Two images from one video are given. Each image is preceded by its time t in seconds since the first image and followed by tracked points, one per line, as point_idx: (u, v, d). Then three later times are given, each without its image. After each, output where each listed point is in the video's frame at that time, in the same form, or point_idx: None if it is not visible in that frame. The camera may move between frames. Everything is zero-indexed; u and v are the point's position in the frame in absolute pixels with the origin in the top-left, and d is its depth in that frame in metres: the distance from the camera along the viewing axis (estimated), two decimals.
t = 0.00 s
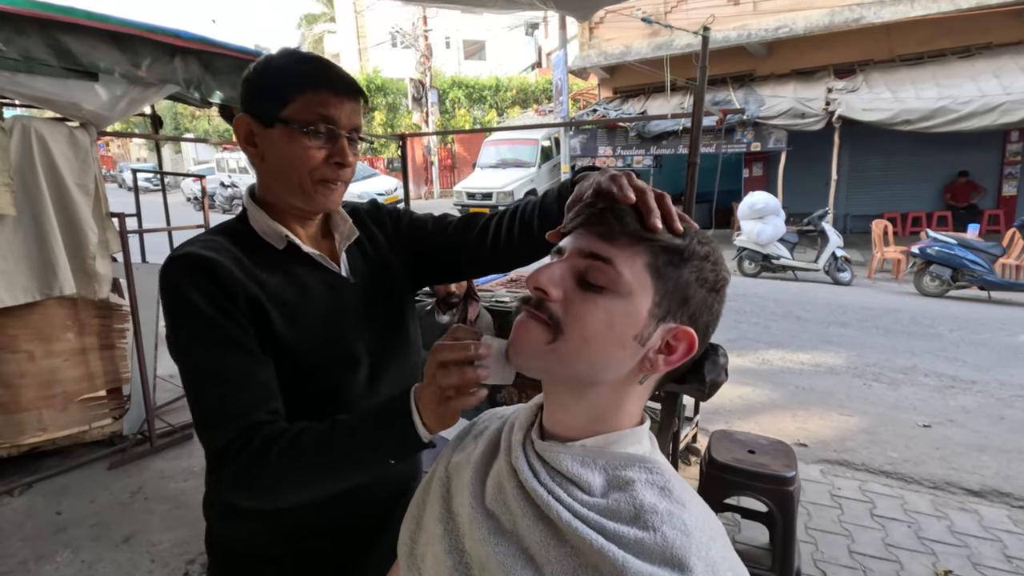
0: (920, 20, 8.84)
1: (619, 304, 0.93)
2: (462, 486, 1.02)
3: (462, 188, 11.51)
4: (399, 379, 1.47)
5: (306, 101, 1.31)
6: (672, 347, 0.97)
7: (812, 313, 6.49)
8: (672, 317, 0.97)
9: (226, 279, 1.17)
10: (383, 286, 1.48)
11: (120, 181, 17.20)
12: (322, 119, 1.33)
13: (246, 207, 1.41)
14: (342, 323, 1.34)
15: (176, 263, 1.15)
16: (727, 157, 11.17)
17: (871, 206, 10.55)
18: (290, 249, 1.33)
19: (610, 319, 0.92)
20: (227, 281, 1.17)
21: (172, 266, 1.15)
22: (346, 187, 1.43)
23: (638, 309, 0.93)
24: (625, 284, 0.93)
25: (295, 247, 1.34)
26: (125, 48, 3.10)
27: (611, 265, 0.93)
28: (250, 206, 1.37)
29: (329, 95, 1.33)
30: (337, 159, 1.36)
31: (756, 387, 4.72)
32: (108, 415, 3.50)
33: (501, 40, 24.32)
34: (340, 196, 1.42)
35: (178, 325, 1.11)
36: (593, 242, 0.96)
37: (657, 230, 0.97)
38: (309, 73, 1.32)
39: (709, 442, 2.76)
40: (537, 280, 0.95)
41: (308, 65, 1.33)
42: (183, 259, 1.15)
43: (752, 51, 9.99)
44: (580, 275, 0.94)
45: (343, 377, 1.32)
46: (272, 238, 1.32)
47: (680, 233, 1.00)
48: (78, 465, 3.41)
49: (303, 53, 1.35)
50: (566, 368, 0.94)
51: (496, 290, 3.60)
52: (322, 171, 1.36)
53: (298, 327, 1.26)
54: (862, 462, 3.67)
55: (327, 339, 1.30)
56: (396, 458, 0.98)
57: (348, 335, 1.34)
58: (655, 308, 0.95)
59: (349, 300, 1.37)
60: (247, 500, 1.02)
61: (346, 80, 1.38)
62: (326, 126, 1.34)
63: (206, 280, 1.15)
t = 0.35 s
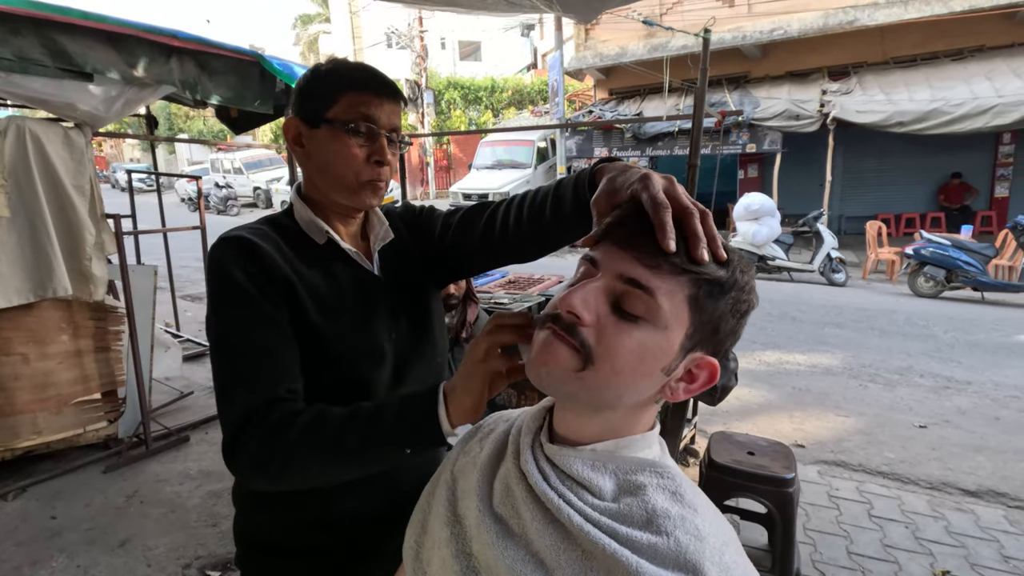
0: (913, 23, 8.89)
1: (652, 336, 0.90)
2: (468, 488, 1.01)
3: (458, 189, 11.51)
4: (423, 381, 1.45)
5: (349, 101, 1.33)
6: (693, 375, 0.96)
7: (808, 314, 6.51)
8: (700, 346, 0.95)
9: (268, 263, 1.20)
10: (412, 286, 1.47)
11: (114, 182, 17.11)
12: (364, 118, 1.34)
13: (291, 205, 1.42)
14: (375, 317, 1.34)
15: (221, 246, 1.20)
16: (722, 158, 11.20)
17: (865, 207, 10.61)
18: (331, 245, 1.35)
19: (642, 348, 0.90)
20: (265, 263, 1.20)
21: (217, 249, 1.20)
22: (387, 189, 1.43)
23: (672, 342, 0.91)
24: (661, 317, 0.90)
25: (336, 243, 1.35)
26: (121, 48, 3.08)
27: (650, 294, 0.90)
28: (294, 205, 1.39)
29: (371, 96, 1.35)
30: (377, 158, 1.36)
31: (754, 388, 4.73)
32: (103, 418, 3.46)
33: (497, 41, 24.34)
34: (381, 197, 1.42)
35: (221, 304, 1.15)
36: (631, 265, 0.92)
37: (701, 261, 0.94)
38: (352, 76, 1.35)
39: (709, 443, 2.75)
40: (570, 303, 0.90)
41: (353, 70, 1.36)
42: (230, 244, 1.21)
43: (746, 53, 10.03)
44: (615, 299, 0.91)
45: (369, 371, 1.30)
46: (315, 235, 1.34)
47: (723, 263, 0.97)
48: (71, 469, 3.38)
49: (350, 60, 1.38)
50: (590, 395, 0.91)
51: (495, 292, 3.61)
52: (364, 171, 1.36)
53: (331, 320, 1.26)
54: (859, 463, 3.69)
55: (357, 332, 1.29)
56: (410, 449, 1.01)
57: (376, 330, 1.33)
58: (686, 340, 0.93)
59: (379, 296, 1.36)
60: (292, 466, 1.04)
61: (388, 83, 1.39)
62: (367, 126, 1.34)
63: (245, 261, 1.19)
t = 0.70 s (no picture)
0: (906, 23, 8.93)
1: (672, 342, 0.88)
2: (476, 493, 1.00)
3: (454, 188, 11.50)
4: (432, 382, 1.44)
5: (349, 100, 1.32)
6: (709, 380, 0.96)
7: (803, 313, 6.53)
8: (716, 352, 0.94)
9: (277, 265, 1.19)
10: (418, 284, 1.46)
11: (106, 181, 16.98)
12: (364, 118, 1.33)
13: (298, 206, 1.42)
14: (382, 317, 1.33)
15: (230, 247, 1.19)
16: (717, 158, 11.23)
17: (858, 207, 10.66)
18: (338, 246, 1.33)
19: (662, 355, 0.88)
20: (275, 264, 1.19)
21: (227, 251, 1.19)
22: (393, 186, 1.42)
23: (690, 348, 0.90)
24: (682, 323, 0.89)
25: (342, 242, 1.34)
26: (114, 46, 3.04)
27: (671, 300, 0.88)
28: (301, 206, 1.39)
29: (370, 94, 1.33)
30: (380, 157, 1.34)
31: (751, 387, 4.74)
32: (97, 419, 3.43)
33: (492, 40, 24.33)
34: (387, 195, 1.42)
35: (232, 306, 1.15)
36: (649, 267, 0.90)
37: (724, 267, 0.93)
38: (350, 74, 1.34)
39: (708, 443, 2.76)
40: (588, 307, 0.88)
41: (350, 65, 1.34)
42: (237, 246, 1.19)
43: (741, 53, 10.06)
44: (634, 303, 0.89)
45: (377, 372, 1.29)
46: (321, 235, 1.33)
47: (743, 270, 0.96)
48: (65, 471, 3.35)
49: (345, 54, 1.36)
50: (607, 401, 0.90)
51: (492, 292, 3.64)
52: (369, 171, 1.36)
53: (338, 322, 1.25)
54: (856, 462, 3.70)
55: (365, 334, 1.28)
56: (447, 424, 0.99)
57: (383, 332, 1.31)
58: (704, 346, 0.92)
59: (387, 296, 1.36)
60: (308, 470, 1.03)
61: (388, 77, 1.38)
62: (369, 125, 1.33)
63: (255, 262, 1.18)
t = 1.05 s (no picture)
0: (900, 24, 8.97)
1: (685, 344, 0.89)
2: (482, 498, 0.99)
3: (449, 187, 11.50)
4: (432, 383, 1.44)
5: (322, 101, 1.28)
6: (719, 382, 0.97)
7: (798, 313, 6.55)
8: (727, 353, 0.96)
9: (271, 273, 1.16)
10: (415, 285, 1.45)
11: (100, 179, 16.89)
12: (339, 119, 1.30)
13: (286, 209, 1.41)
14: (380, 322, 1.31)
15: (222, 256, 1.15)
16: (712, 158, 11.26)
17: (852, 207, 10.70)
18: (330, 248, 1.32)
19: (672, 357, 0.89)
20: (271, 273, 1.16)
21: (218, 260, 1.16)
22: (378, 183, 1.41)
23: (702, 350, 0.91)
24: (696, 325, 0.90)
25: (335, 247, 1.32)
26: (107, 43, 3.02)
27: (684, 302, 0.89)
28: (288, 211, 1.39)
29: (343, 92, 1.30)
30: (361, 158, 1.32)
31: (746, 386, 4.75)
32: (90, 420, 3.40)
33: (487, 39, 24.31)
34: (373, 195, 1.40)
35: (225, 317, 1.12)
36: (662, 268, 0.91)
37: (738, 270, 0.94)
38: (318, 70, 1.29)
39: (705, 443, 2.76)
40: (600, 311, 0.88)
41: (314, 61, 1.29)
42: (229, 255, 1.15)
43: (736, 54, 10.10)
44: (646, 306, 0.90)
45: (377, 375, 1.28)
46: (313, 239, 1.32)
47: (756, 272, 0.97)
48: (57, 472, 3.31)
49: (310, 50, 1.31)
50: (617, 406, 0.90)
51: (489, 292, 3.63)
52: (351, 173, 1.34)
53: (337, 328, 1.24)
54: (852, 461, 3.71)
55: (364, 338, 1.27)
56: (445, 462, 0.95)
57: (382, 336, 1.30)
58: (716, 348, 0.93)
59: (385, 298, 1.35)
60: (307, 487, 1.00)
61: (360, 71, 1.33)
62: (346, 125, 1.30)
63: (251, 272, 1.14)
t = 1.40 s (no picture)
0: (895, 26, 9.01)
1: (712, 345, 0.91)
2: (498, 510, 1.01)
3: (445, 185, 11.46)
4: (436, 383, 1.41)
5: (289, 102, 1.21)
6: (748, 385, 0.99)
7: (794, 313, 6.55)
8: (756, 356, 0.98)
9: (254, 286, 1.12)
10: (409, 285, 1.41)
11: (91, 175, 16.73)
12: (311, 119, 1.22)
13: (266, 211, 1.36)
14: (375, 327, 1.28)
15: (203, 269, 1.11)
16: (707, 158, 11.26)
17: (847, 208, 10.73)
18: (316, 251, 1.27)
19: (699, 358, 0.90)
20: (255, 286, 1.12)
21: (198, 276, 1.11)
22: (360, 179, 1.35)
23: (730, 351, 0.93)
24: (724, 325, 0.91)
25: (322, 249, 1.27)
26: (100, 36, 2.96)
27: (711, 301, 0.90)
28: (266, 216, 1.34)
29: (312, 88, 1.21)
30: (339, 159, 1.26)
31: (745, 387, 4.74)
32: (80, 419, 3.34)
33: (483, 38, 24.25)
34: (355, 193, 1.35)
35: (211, 333, 1.08)
36: (687, 266, 0.92)
37: (767, 267, 0.95)
38: (283, 62, 1.19)
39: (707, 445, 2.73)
40: (623, 311, 0.90)
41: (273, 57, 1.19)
42: (209, 266, 1.11)
43: (732, 54, 10.11)
44: (671, 305, 0.91)
45: (377, 381, 1.25)
46: (298, 243, 1.26)
47: (786, 271, 0.98)
48: (46, 473, 3.25)
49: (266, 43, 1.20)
50: (643, 411, 0.92)
51: (488, 291, 3.59)
52: (330, 174, 1.28)
53: (331, 335, 1.20)
54: (850, 462, 3.70)
55: (361, 344, 1.23)
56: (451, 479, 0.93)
57: (380, 339, 1.27)
58: (744, 349, 0.95)
59: (377, 300, 1.31)
60: (311, 506, 0.99)
61: (327, 62, 1.23)
62: (319, 125, 1.24)
63: (234, 286, 1.10)
